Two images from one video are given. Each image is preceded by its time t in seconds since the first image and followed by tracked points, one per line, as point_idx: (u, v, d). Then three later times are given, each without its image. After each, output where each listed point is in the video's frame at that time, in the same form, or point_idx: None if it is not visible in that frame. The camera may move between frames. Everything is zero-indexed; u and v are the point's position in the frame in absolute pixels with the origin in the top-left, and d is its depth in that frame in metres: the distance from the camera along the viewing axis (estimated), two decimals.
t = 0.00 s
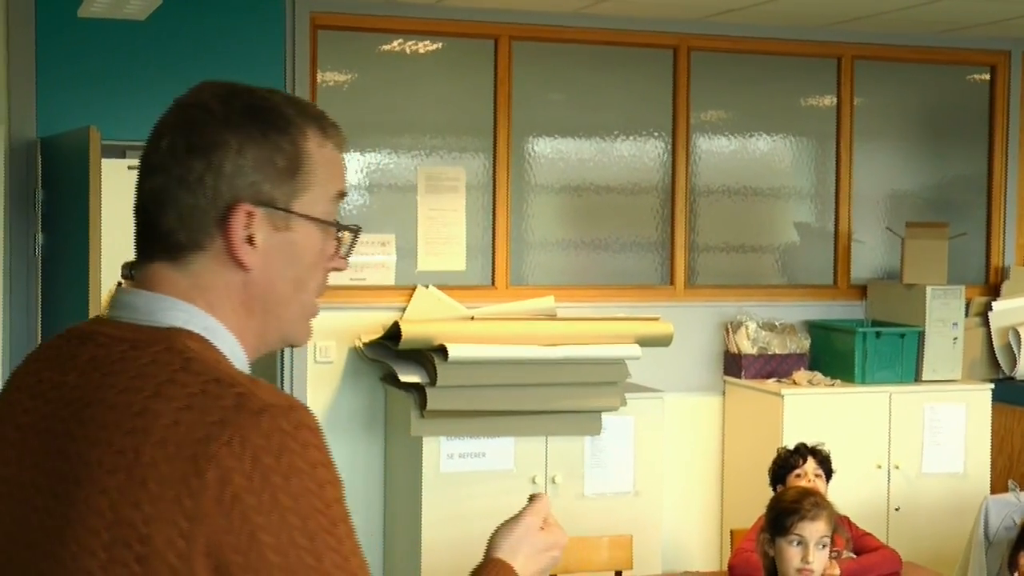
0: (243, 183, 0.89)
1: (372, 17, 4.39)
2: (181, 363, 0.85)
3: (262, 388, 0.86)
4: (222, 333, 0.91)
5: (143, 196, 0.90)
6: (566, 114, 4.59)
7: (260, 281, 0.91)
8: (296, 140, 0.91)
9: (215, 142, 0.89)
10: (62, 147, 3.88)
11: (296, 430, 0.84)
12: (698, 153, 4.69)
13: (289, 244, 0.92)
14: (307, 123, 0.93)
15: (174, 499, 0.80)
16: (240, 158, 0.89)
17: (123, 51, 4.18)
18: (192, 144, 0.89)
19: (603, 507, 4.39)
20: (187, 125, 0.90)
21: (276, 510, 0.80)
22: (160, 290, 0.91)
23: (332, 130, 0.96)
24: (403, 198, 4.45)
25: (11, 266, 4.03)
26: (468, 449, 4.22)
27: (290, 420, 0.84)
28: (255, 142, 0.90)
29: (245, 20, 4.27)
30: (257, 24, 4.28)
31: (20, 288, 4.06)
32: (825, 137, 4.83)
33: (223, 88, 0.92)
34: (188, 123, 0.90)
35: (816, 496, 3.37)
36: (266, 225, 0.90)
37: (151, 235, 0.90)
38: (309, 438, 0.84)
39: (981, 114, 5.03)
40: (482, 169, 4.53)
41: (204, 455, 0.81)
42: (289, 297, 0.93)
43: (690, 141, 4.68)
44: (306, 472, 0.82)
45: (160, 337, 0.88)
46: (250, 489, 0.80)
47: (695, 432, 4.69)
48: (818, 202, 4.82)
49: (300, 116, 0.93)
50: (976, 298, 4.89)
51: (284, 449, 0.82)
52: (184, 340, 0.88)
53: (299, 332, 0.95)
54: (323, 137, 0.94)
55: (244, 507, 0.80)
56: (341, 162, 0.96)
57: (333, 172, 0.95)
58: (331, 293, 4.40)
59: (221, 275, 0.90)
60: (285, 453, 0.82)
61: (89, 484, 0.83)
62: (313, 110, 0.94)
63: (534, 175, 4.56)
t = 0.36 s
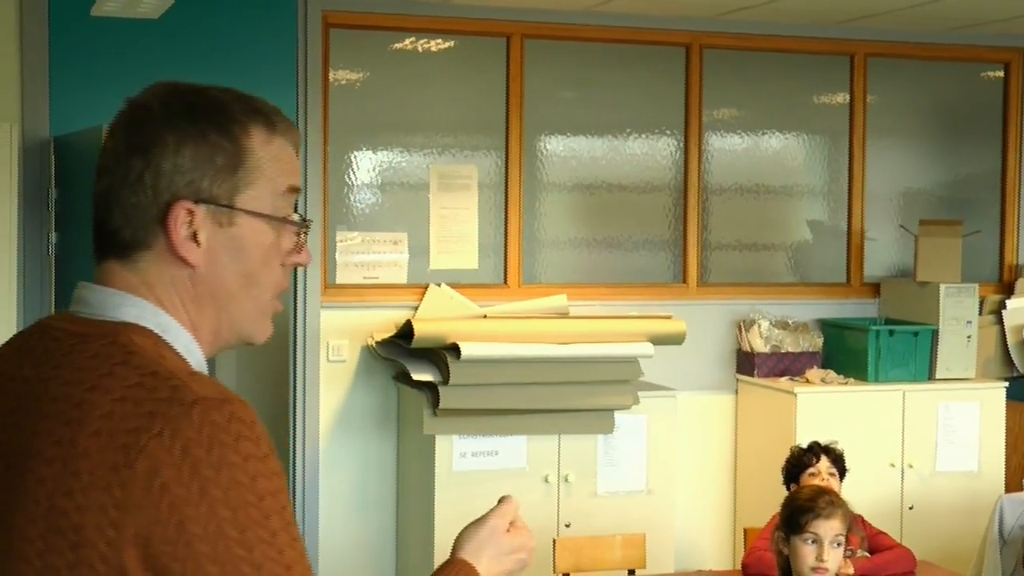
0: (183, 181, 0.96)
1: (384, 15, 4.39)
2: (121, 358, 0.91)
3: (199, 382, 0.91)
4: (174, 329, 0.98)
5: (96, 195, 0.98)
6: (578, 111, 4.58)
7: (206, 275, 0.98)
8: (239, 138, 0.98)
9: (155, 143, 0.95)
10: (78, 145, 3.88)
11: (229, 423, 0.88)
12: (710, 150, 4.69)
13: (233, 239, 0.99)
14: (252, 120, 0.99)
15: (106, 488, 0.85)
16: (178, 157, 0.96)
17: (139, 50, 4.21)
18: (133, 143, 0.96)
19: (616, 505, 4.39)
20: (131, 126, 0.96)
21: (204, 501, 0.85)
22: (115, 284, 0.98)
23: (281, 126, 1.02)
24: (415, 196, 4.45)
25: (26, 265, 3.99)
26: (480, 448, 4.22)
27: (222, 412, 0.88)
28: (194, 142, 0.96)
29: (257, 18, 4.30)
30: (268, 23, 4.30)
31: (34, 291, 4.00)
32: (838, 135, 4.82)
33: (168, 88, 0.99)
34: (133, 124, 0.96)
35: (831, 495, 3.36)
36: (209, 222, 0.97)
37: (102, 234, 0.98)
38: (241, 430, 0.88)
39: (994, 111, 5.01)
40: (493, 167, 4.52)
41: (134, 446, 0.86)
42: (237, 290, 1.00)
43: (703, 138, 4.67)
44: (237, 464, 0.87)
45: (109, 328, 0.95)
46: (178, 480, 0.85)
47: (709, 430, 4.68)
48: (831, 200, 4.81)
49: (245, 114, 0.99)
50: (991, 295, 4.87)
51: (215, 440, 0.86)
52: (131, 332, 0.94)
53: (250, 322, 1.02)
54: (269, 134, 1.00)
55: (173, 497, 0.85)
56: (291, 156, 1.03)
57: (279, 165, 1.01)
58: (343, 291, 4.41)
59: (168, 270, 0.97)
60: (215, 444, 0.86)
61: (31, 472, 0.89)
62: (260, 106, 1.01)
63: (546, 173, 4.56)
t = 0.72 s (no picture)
0: (154, 182, 1.00)
1: (401, 18, 4.39)
2: (90, 354, 0.95)
3: (166, 377, 0.94)
4: (149, 325, 1.02)
5: (64, 208, 1.01)
6: (595, 114, 4.58)
7: (188, 270, 1.03)
8: (198, 128, 1.02)
9: (121, 149, 0.99)
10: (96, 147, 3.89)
11: (196, 416, 0.91)
12: (727, 153, 4.68)
13: (210, 229, 1.04)
14: (205, 107, 1.04)
15: (74, 485, 0.89)
16: (145, 159, 1.00)
17: (158, 52, 4.22)
18: (96, 155, 0.99)
19: (634, 508, 4.38)
20: (92, 135, 1.00)
21: (172, 497, 0.88)
22: (90, 286, 1.01)
23: (231, 109, 1.07)
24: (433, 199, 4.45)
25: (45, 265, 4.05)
26: (499, 451, 4.22)
27: (188, 406, 0.91)
28: (157, 142, 1.00)
29: (276, 21, 4.29)
30: (287, 24, 4.29)
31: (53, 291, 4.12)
32: (856, 137, 4.81)
33: (112, 92, 1.02)
34: (94, 133, 0.99)
35: (850, 499, 3.34)
36: (185, 216, 1.02)
37: (75, 244, 1.01)
38: (209, 424, 0.91)
39: (1014, 113, 5.00)
40: (510, 169, 4.52)
41: (101, 443, 0.89)
42: (220, 278, 1.05)
43: (720, 142, 4.66)
44: (207, 457, 0.90)
45: (80, 328, 0.99)
46: (145, 476, 0.88)
47: (726, 434, 4.67)
48: (848, 203, 4.81)
49: (197, 101, 1.03)
50: (1011, 299, 4.85)
51: (183, 434, 0.90)
52: (102, 329, 0.98)
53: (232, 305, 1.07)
54: (224, 118, 1.05)
55: (140, 492, 0.88)
56: (247, 135, 1.08)
57: (238, 147, 1.06)
58: (361, 294, 4.41)
59: (152, 269, 1.02)
60: (183, 438, 0.90)
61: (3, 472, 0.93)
62: (209, 93, 1.05)
63: (563, 175, 4.55)
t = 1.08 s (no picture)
0: (159, 182, 1.00)
1: (426, 20, 4.40)
2: (102, 355, 0.96)
3: (179, 377, 0.95)
4: (156, 327, 1.02)
5: (71, 207, 1.01)
6: (621, 115, 4.57)
7: (191, 271, 1.03)
8: (205, 129, 1.02)
9: (124, 148, 0.99)
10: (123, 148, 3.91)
11: (211, 416, 0.92)
12: (753, 154, 4.66)
13: (214, 231, 1.03)
14: (212, 108, 1.04)
15: (90, 486, 0.89)
16: (150, 158, 1.00)
17: (186, 54, 4.24)
18: (102, 154, 0.99)
19: (660, 509, 4.37)
20: (98, 134, 1.00)
21: (188, 497, 0.89)
22: (97, 288, 1.02)
23: (239, 111, 1.07)
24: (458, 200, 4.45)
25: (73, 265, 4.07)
26: (525, 452, 4.20)
27: (203, 406, 0.92)
28: (161, 141, 1.00)
29: (302, 23, 4.30)
30: (313, 25, 4.31)
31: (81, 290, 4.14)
32: (882, 137, 4.79)
33: (122, 91, 1.02)
34: (99, 132, 1.00)
35: (880, 499, 3.33)
36: (190, 216, 1.02)
37: (82, 243, 1.02)
38: (223, 423, 0.92)
39: None
40: (536, 170, 4.52)
41: (116, 443, 0.90)
42: (225, 280, 1.04)
43: (746, 142, 4.65)
44: (221, 459, 0.91)
45: (88, 331, 0.99)
46: (161, 477, 0.89)
47: (753, 434, 4.66)
48: (874, 203, 4.79)
49: (206, 103, 1.04)
50: None
51: (198, 434, 0.91)
52: (112, 331, 0.99)
53: (238, 308, 1.07)
54: (231, 120, 1.05)
55: (155, 493, 0.88)
56: (255, 137, 1.08)
57: (246, 151, 1.06)
58: (387, 295, 4.41)
59: (155, 269, 1.02)
60: (198, 438, 0.90)
61: (14, 473, 0.94)
62: (219, 95, 1.05)
63: (589, 176, 4.55)
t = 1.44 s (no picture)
0: (162, 186, 1.03)
1: (453, 22, 4.40)
2: (110, 360, 0.98)
3: (184, 383, 0.96)
4: (168, 330, 1.05)
5: (85, 203, 1.06)
6: (648, 117, 4.56)
7: (196, 278, 1.06)
8: (216, 136, 1.05)
9: (134, 149, 1.03)
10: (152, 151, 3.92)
11: (214, 421, 0.93)
12: (782, 155, 4.65)
13: (219, 240, 1.06)
14: (229, 117, 1.07)
15: (94, 492, 0.91)
16: (156, 162, 1.03)
17: (213, 57, 4.25)
18: (112, 152, 1.04)
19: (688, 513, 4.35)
20: (111, 132, 1.05)
21: (189, 503, 0.90)
22: (107, 287, 1.06)
23: (260, 120, 1.09)
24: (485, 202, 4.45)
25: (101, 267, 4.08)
26: (552, 454, 4.23)
27: (206, 411, 0.93)
28: (169, 145, 1.04)
29: (329, 25, 4.32)
30: (339, 28, 4.32)
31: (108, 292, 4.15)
32: (911, 139, 4.77)
33: (143, 92, 1.06)
34: (113, 131, 1.04)
35: (914, 503, 3.30)
36: (194, 224, 1.05)
37: (94, 240, 1.06)
38: (226, 428, 0.93)
39: None
40: (563, 172, 4.51)
41: (119, 449, 0.91)
42: (230, 290, 1.08)
43: (774, 143, 4.64)
44: (225, 465, 0.91)
45: (102, 330, 1.02)
46: (163, 482, 0.90)
47: (780, 438, 4.64)
48: (902, 206, 4.76)
49: (222, 110, 1.06)
50: None
51: (200, 439, 0.91)
52: (121, 334, 1.01)
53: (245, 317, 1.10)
54: (250, 129, 1.08)
55: (158, 499, 0.89)
56: (275, 148, 1.11)
57: (262, 161, 1.09)
58: (414, 297, 4.42)
59: (160, 275, 1.05)
60: (200, 443, 0.91)
61: (24, 480, 0.96)
62: (239, 102, 1.08)
63: (616, 178, 4.54)
